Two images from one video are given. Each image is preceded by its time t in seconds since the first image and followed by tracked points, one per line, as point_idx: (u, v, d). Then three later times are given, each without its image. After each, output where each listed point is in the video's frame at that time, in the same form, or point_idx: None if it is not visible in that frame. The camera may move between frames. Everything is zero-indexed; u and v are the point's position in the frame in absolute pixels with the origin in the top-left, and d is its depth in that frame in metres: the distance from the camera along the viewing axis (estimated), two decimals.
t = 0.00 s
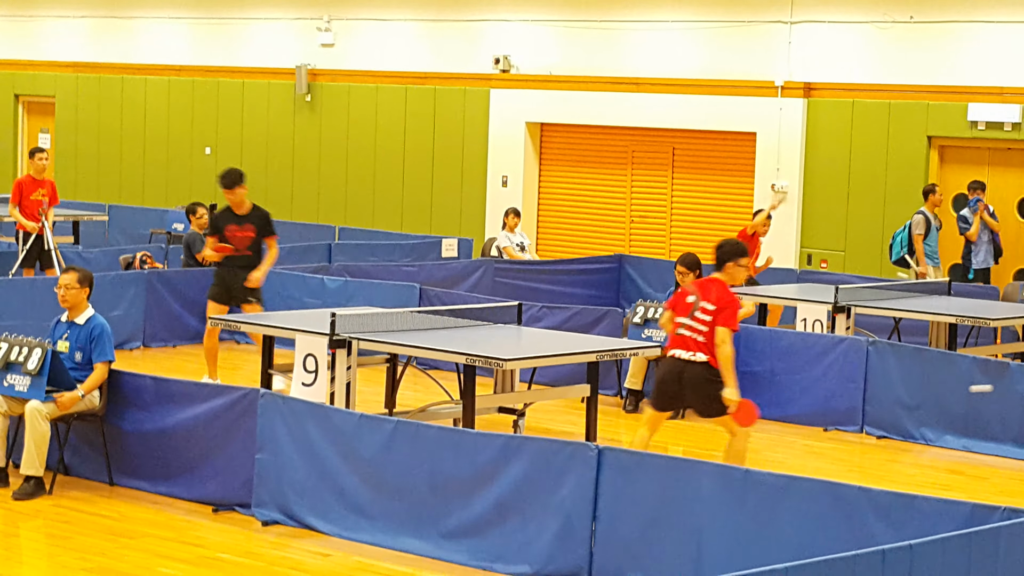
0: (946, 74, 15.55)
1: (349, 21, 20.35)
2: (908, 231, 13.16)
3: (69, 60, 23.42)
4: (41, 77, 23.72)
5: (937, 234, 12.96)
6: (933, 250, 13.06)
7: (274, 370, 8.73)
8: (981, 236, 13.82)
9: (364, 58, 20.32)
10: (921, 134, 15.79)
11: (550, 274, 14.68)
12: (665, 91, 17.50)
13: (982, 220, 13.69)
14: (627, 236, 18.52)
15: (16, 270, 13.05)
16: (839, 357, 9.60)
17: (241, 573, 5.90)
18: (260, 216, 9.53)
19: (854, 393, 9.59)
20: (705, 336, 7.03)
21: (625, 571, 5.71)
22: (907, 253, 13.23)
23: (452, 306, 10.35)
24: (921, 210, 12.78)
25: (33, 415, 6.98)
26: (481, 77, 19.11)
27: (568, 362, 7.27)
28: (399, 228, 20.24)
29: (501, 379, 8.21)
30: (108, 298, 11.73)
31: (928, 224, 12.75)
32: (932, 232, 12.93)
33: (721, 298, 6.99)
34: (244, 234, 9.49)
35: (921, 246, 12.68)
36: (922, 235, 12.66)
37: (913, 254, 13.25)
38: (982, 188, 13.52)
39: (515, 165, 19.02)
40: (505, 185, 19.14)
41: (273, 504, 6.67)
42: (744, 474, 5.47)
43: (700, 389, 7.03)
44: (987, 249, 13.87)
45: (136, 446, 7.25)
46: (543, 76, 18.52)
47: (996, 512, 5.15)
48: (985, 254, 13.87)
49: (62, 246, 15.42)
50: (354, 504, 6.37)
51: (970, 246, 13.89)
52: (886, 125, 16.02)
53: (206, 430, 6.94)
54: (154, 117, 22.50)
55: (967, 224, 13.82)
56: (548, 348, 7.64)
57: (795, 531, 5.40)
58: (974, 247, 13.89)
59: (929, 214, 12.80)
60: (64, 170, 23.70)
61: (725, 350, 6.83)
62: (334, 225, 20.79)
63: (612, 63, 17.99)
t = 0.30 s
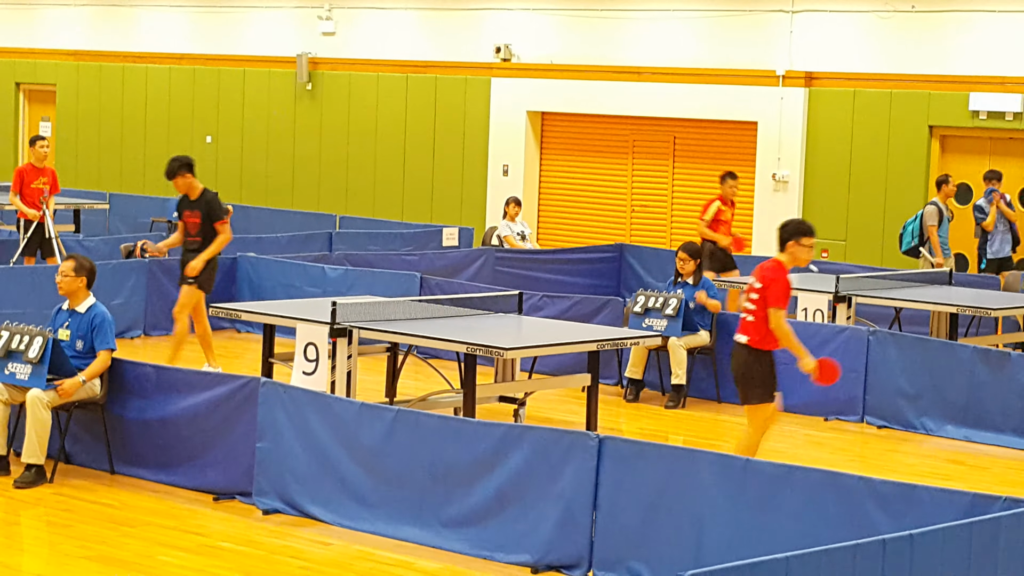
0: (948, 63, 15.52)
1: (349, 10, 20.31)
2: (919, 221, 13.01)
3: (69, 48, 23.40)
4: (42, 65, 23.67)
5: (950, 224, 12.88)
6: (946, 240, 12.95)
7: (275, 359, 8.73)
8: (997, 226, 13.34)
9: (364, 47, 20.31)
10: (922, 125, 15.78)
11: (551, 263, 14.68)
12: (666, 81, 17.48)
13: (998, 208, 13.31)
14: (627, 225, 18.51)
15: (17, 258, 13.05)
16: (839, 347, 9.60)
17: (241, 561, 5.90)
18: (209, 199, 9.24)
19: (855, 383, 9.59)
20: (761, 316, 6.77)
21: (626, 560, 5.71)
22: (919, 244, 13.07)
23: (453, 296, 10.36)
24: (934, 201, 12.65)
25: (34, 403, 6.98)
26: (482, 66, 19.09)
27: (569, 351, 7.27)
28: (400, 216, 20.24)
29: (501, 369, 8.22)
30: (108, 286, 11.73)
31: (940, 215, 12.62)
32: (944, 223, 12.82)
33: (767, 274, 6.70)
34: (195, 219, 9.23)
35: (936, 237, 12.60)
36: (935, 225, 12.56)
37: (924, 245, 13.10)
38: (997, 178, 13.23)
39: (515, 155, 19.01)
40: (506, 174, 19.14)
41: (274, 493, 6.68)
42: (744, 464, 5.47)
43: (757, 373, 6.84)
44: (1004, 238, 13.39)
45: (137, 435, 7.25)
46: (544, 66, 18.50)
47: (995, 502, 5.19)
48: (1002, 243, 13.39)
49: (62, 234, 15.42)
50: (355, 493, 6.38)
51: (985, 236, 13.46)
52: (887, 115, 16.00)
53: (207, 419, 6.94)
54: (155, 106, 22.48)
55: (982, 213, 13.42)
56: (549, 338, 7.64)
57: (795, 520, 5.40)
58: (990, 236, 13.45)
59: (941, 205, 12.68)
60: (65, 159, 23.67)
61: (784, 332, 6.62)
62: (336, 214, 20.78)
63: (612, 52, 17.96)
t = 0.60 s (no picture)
0: (948, 57, 15.48)
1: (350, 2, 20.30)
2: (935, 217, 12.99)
3: (70, 39, 23.38)
4: (43, 56, 23.66)
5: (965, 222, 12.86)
6: (960, 237, 12.98)
7: (275, 351, 8.72)
8: (1012, 222, 12.88)
9: (365, 39, 20.29)
10: (923, 118, 15.77)
11: (551, 256, 14.67)
12: (667, 73, 17.47)
13: (1015, 202, 12.74)
14: (628, 218, 18.49)
15: (18, 249, 13.05)
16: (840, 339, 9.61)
17: (241, 553, 5.91)
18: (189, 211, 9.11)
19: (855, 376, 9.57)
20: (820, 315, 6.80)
21: (625, 553, 5.72)
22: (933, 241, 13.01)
23: (453, 288, 10.36)
24: (949, 197, 12.66)
25: (34, 394, 6.98)
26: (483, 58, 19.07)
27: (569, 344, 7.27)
28: (400, 208, 20.24)
29: (502, 361, 8.22)
30: (108, 278, 11.73)
31: (956, 210, 12.62)
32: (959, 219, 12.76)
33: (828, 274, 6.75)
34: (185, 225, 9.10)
35: (949, 233, 12.63)
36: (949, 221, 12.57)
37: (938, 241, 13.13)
38: (1016, 173, 12.98)
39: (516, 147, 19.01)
40: (507, 167, 19.15)
41: (274, 485, 6.68)
42: (744, 457, 5.47)
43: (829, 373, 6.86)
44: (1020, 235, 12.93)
45: (137, 426, 7.26)
46: (545, 58, 18.48)
47: (996, 495, 5.16)
48: (1017, 241, 12.95)
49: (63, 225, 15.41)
50: (355, 485, 6.38)
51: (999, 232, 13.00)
52: (888, 108, 15.99)
53: (207, 410, 6.94)
54: (156, 96, 22.46)
55: (998, 208, 12.94)
56: (549, 330, 7.63)
57: (795, 513, 5.40)
58: (1005, 233, 12.97)
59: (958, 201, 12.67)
60: (66, 151, 23.65)
61: (844, 327, 6.66)
62: (336, 206, 20.77)
63: (612, 45, 17.94)
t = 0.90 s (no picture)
0: (946, 53, 15.46)
1: None
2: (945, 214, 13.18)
3: (66, 34, 23.35)
4: (39, 51, 23.63)
5: (977, 217, 13.00)
6: (972, 232, 13.05)
7: (272, 346, 8.71)
8: None
9: (362, 34, 20.26)
10: (919, 113, 15.76)
11: (547, 250, 14.65)
12: (664, 69, 17.46)
13: None
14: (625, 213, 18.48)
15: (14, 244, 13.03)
16: (837, 335, 9.66)
17: (237, 549, 5.90)
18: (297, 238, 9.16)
19: (852, 371, 9.61)
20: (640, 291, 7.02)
21: (622, 548, 5.72)
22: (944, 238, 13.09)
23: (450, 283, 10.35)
24: (962, 191, 12.93)
25: (29, 389, 6.96)
26: (480, 53, 19.06)
27: (566, 339, 7.27)
28: (397, 203, 20.22)
29: (498, 356, 8.18)
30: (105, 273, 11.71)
31: (966, 204, 12.90)
32: (972, 214, 12.99)
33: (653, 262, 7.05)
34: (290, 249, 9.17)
35: (957, 225, 12.77)
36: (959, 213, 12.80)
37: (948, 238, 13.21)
38: None
39: (513, 142, 18.99)
40: (504, 161, 19.12)
41: (271, 480, 6.69)
42: (741, 452, 5.47)
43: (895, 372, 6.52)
44: None
45: (133, 421, 7.25)
46: (542, 53, 18.47)
47: (992, 490, 5.17)
48: None
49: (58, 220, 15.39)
50: (351, 480, 6.38)
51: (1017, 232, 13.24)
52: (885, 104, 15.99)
53: (203, 405, 6.94)
54: (153, 91, 22.43)
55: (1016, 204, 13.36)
56: (545, 325, 7.63)
57: (791, 509, 5.41)
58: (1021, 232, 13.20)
59: (969, 196, 12.94)
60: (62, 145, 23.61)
61: (878, 323, 6.40)
62: (332, 201, 20.74)
63: (609, 40, 17.92)
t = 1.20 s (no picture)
0: (945, 56, 15.46)
1: None
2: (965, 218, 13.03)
3: (66, 37, 23.37)
4: (39, 53, 23.64)
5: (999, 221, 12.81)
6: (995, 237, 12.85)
7: (271, 347, 8.72)
8: None
9: (362, 36, 20.28)
10: (919, 115, 15.75)
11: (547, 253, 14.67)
12: (663, 71, 17.48)
13: None
14: (624, 215, 18.50)
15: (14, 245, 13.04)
16: (836, 337, 9.67)
17: (237, 550, 5.91)
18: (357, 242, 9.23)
19: (851, 373, 9.61)
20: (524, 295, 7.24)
21: (621, 549, 5.72)
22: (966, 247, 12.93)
23: (450, 284, 10.37)
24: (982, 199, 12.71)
25: (30, 391, 6.97)
26: (480, 55, 19.08)
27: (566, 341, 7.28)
28: (397, 205, 20.22)
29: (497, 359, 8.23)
30: (105, 275, 11.73)
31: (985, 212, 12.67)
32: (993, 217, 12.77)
33: (533, 269, 7.29)
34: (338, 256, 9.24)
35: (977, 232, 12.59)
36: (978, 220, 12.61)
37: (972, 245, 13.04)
38: None
39: (513, 144, 19.01)
40: (503, 164, 19.13)
41: (270, 481, 6.69)
42: (740, 453, 5.48)
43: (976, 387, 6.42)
44: None
45: (133, 422, 7.25)
46: (541, 56, 18.48)
47: (991, 492, 5.17)
48: None
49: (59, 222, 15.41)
50: (350, 482, 6.38)
51: None
52: (884, 106, 15.99)
53: (203, 407, 6.94)
54: (152, 94, 22.44)
55: None
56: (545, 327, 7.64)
57: (790, 510, 5.41)
58: None
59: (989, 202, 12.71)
60: (61, 148, 23.63)
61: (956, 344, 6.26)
62: (333, 203, 20.75)
63: (609, 42, 17.93)
